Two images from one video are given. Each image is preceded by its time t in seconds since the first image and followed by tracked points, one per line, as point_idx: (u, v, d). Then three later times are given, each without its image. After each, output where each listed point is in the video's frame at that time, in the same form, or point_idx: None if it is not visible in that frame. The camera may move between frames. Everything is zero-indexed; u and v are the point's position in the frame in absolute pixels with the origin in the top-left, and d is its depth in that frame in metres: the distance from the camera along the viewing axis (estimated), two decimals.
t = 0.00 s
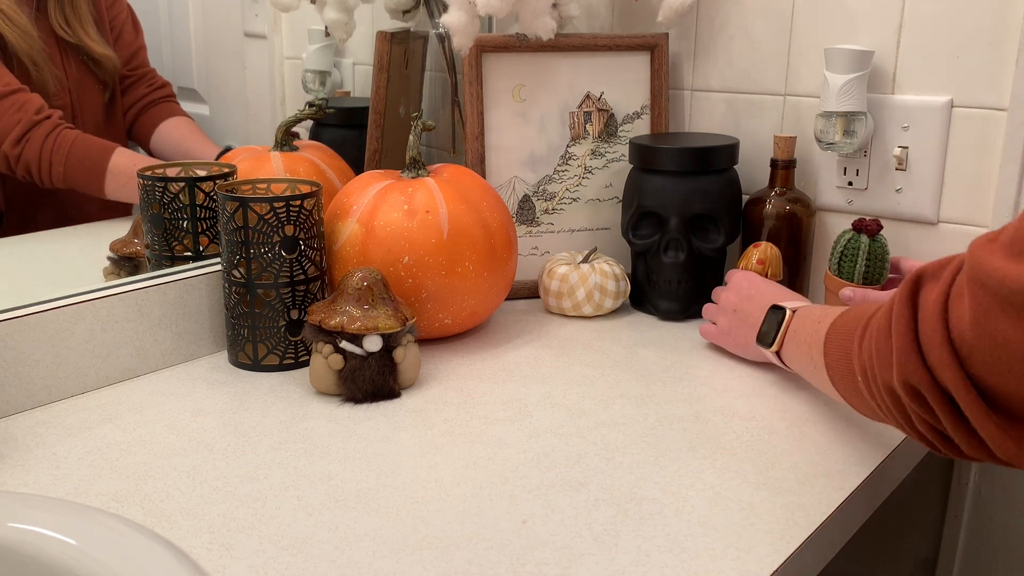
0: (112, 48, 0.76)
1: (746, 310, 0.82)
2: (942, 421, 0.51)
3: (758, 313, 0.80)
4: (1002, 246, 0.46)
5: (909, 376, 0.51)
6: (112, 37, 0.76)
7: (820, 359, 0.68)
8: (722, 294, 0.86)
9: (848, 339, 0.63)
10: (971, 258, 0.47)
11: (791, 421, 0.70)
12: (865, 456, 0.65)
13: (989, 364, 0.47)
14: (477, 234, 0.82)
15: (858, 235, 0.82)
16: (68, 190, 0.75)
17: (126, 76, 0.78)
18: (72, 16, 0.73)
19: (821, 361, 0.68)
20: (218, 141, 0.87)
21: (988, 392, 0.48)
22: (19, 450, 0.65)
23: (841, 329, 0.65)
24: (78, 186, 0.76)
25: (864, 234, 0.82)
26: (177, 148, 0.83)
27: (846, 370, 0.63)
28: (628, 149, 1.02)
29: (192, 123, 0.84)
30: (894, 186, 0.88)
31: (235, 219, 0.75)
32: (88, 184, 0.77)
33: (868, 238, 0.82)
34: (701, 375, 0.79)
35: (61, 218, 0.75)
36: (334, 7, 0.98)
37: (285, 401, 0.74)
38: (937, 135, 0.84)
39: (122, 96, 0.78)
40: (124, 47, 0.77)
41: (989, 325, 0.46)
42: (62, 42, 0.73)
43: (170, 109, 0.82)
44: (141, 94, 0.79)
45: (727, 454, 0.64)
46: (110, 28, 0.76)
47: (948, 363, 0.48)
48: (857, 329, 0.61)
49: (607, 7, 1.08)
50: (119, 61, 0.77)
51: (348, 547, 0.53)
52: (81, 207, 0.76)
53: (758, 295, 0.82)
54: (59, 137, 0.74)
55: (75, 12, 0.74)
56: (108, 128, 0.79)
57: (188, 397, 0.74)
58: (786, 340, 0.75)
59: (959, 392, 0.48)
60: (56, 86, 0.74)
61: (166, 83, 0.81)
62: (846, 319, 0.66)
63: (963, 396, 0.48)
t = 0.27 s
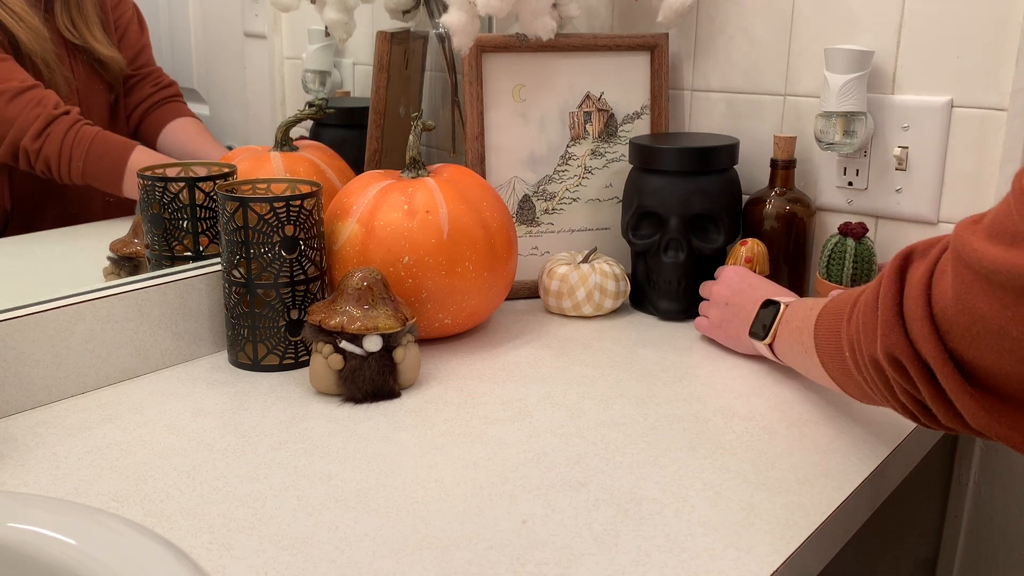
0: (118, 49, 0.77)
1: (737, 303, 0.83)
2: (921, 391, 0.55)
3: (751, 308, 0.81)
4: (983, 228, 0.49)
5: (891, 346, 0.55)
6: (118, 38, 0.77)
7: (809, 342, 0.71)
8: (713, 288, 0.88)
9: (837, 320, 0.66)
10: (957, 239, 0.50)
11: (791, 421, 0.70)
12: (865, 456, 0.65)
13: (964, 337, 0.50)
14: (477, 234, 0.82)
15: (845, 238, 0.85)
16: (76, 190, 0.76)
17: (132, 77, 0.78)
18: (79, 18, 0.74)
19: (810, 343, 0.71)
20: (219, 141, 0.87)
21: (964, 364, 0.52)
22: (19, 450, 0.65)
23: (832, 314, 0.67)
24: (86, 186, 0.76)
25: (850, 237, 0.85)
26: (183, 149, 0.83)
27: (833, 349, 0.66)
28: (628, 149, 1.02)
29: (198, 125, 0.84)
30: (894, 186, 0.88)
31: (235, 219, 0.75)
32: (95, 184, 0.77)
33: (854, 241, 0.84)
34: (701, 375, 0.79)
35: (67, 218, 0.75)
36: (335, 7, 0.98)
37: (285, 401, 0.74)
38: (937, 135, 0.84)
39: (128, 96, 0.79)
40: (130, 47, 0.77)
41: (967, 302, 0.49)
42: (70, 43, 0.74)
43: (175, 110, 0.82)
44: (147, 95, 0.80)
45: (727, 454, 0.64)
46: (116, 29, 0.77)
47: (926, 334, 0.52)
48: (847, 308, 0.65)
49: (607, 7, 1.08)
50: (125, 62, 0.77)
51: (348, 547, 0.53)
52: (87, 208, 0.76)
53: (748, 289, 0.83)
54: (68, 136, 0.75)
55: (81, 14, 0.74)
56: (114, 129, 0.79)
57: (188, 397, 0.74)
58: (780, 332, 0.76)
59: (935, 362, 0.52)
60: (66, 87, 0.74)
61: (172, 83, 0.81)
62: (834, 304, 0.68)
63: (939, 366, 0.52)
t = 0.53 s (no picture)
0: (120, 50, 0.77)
1: (738, 304, 0.83)
2: (918, 390, 0.55)
3: (752, 309, 0.81)
4: (980, 228, 0.49)
5: (889, 346, 0.55)
6: (119, 38, 0.77)
7: (809, 341, 0.71)
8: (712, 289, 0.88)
9: (836, 320, 0.66)
10: (955, 240, 0.50)
11: (791, 421, 0.70)
12: (865, 456, 0.65)
13: (961, 336, 0.50)
14: (477, 233, 0.82)
15: (830, 236, 0.87)
16: (79, 190, 0.76)
17: (134, 78, 0.78)
18: (80, 20, 0.74)
19: (810, 343, 0.71)
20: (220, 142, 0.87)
21: (961, 364, 0.52)
22: (19, 450, 0.65)
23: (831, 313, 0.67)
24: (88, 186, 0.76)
25: (835, 235, 0.87)
26: (185, 150, 0.83)
27: (832, 348, 0.66)
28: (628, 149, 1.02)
29: (200, 125, 0.84)
30: (894, 186, 0.88)
31: (235, 219, 0.75)
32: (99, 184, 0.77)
33: (839, 238, 0.86)
34: (701, 375, 0.79)
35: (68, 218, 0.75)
36: (335, 7, 0.98)
37: (285, 401, 0.74)
38: (937, 135, 0.84)
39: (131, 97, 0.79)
40: (131, 48, 0.77)
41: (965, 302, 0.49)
42: (71, 45, 0.74)
43: (178, 111, 0.82)
44: (149, 96, 0.80)
45: (727, 454, 0.64)
46: (118, 30, 0.77)
47: (924, 334, 0.52)
48: (846, 308, 0.65)
49: (608, 7, 1.08)
50: (126, 63, 0.78)
51: (348, 547, 0.53)
52: (89, 208, 0.76)
53: (749, 290, 0.83)
54: (71, 137, 0.75)
55: (83, 16, 0.74)
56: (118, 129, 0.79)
57: (188, 397, 0.74)
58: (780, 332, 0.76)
59: (933, 361, 0.52)
60: (68, 89, 0.75)
61: (174, 83, 0.81)
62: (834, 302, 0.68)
63: (936, 365, 0.52)
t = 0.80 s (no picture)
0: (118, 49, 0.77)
1: (736, 305, 0.83)
2: (918, 392, 0.55)
3: (751, 310, 0.81)
4: (979, 231, 0.49)
5: (889, 349, 0.55)
6: (117, 38, 0.77)
7: (808, 343, 0.71)
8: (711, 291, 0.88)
9: (835, 321, 0.66)
10: (954, 242, 0.50)
11: (791, 421, 0.70)
12: (865, 456, 0.65)
13: (961, 340, 0.50)
14: (477, 233, 0.82)
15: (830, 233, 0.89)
16: (77, 190, 0.76)
17: (131, 78, 0.78)
18: (78, 20, 0.74)
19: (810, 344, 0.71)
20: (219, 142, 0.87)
21: (961, 367, 0.52)
22: (19, 450, 0.65)
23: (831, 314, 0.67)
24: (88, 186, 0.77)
25: (834, 232, 0.89)
26: (184, 149, 0.83)
27: (831, 350, 0.66)
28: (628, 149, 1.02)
29: (199, 125, 0.84)
30: (894, 186, 0.88)
31: (235, 219, 0.75)
32: (97, 183, 0.77)
33: (838, 235, 0.88)
34: (701, 375, 0.79)
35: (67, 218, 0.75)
36: (335, 7, 0.98)
37: (285, 401, 0.74)
38: (937, 135, 0.84)
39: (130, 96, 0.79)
40: (130, 47, 0.77)
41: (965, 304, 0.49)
42: (69, 45, 0.74)
43: (176, 110, 0.82)
44: (147, 96, 0.80)
45: (727, 454, 0.64)
46: (116, 29, 0.77)
47: (923, 337, 0.52)
48: (845, 309, 0.65)
49: (608, 7, 1.08)
50: (124, 63, 0.78)
51: (348, 547, 0.53)
52: (88, 207, 0.76)
53: (748, 292, 0.83)
54: (70, 137, 0.75)
55: (80, 15, 0.74)
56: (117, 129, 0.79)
57: (188, 397, 0.74)
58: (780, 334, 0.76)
59: (932, 364, 0.52)
60: (65, 88, 0.74)
61: (172, 83, 0.81)
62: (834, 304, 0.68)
63: (936, 368, 0.52)
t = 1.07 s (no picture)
0: (115, 49, 0.77)
1: (736, 307, 0.83)
2: (918, 391, 0.55)
3: (751, 312, 0.81)
4: (981, 230, 0.49)
5: (890, 348, 0.55)
6: (114, 37, 0.77)
7: (808, 343, 0.71)
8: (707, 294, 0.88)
9: (836, 321, 0.66)
10: (957, 241, 0.50)
11: (791, 421, 0.70)
12: (865, 456, 0.65)
13: (963, 339, 0.50)
14: (477, 233, 0.82)
15: (831, 234, 0.89)
16: (75, 190, 0.76)
17: (129, 77, 0.78)
18: (75, 19, 0.74)
19: (809, 343, 0.71)
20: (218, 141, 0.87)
21: (962, 366, 0.52)
22: (19, 450, 0.65)
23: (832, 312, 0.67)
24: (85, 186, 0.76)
25: (836, 233, 0.89)
26: (183, 149, 0.83)
27: (832, 349, 0.66)
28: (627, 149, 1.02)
29: (198, 125, 0.84)
30: (894, 185, 0.88)
31: (235, 219, 0.75)
32: (96, 182, 0.77)
33: (839, 236, 0.88)
34: (701, 375, 0.79)
35: (65, 218, 0.75)
36: (335, 7, 0.98)
37: (285, 401, 0.74)
38: (937, 135, 0.84)
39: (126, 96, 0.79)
40: (127, 47, 0.77)
41: (967, 304, 0.49)
42: (66, 45, 0.74)
43: (173, 110, 0.82)
44: (144, 95, 0.80)
45: (727, 454, 0.64)
46: (113, 29, 0.77)
47: (924, 336, 0.52)
48: (846, 309, 0.65)
49: (608, 7, 1.08)
50: (121, 62, 0.78)
51: (348, 547, 0.53)
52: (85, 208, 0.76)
53: (747, 293, 0.83)
54: (68, 137, 0.75)
55: (77, 15, 0.74)
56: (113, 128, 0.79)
57: (188, 397, 0.74)
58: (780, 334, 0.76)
59: (934, 364, 0.52)
60: (62, 88, 0.74)
61: (171, 82, 0.81)
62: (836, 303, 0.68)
63: (937, 367, 0.52)
